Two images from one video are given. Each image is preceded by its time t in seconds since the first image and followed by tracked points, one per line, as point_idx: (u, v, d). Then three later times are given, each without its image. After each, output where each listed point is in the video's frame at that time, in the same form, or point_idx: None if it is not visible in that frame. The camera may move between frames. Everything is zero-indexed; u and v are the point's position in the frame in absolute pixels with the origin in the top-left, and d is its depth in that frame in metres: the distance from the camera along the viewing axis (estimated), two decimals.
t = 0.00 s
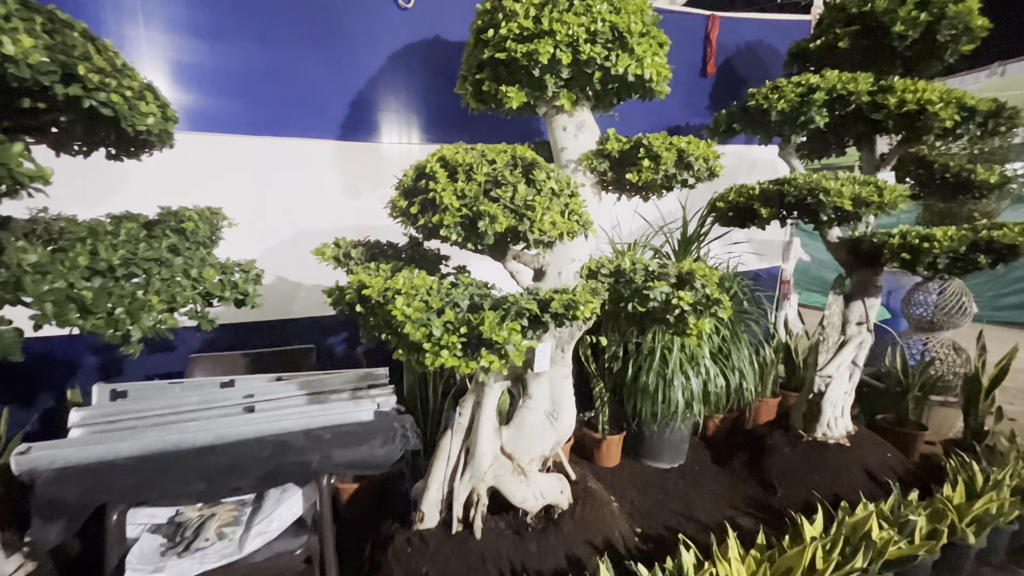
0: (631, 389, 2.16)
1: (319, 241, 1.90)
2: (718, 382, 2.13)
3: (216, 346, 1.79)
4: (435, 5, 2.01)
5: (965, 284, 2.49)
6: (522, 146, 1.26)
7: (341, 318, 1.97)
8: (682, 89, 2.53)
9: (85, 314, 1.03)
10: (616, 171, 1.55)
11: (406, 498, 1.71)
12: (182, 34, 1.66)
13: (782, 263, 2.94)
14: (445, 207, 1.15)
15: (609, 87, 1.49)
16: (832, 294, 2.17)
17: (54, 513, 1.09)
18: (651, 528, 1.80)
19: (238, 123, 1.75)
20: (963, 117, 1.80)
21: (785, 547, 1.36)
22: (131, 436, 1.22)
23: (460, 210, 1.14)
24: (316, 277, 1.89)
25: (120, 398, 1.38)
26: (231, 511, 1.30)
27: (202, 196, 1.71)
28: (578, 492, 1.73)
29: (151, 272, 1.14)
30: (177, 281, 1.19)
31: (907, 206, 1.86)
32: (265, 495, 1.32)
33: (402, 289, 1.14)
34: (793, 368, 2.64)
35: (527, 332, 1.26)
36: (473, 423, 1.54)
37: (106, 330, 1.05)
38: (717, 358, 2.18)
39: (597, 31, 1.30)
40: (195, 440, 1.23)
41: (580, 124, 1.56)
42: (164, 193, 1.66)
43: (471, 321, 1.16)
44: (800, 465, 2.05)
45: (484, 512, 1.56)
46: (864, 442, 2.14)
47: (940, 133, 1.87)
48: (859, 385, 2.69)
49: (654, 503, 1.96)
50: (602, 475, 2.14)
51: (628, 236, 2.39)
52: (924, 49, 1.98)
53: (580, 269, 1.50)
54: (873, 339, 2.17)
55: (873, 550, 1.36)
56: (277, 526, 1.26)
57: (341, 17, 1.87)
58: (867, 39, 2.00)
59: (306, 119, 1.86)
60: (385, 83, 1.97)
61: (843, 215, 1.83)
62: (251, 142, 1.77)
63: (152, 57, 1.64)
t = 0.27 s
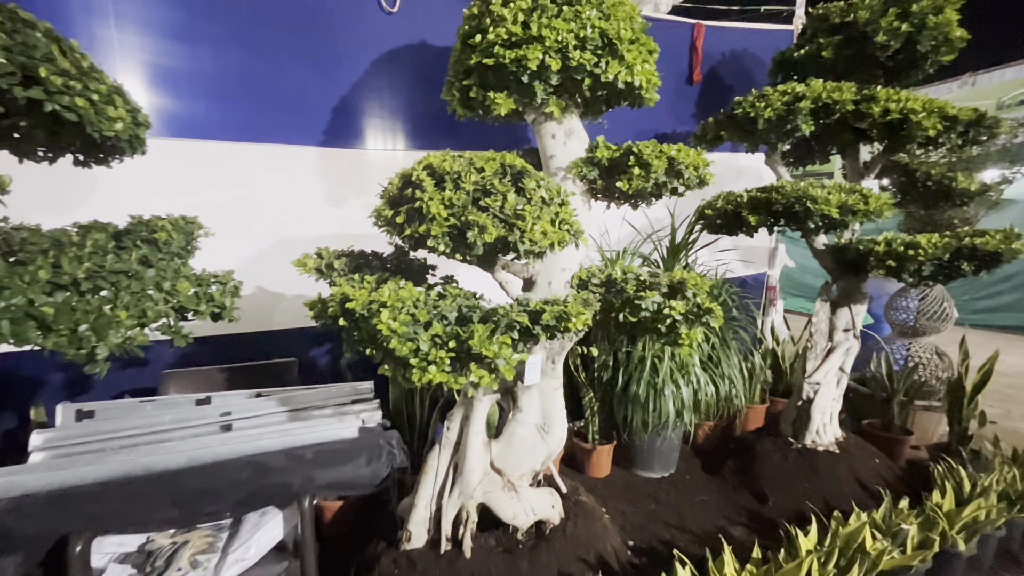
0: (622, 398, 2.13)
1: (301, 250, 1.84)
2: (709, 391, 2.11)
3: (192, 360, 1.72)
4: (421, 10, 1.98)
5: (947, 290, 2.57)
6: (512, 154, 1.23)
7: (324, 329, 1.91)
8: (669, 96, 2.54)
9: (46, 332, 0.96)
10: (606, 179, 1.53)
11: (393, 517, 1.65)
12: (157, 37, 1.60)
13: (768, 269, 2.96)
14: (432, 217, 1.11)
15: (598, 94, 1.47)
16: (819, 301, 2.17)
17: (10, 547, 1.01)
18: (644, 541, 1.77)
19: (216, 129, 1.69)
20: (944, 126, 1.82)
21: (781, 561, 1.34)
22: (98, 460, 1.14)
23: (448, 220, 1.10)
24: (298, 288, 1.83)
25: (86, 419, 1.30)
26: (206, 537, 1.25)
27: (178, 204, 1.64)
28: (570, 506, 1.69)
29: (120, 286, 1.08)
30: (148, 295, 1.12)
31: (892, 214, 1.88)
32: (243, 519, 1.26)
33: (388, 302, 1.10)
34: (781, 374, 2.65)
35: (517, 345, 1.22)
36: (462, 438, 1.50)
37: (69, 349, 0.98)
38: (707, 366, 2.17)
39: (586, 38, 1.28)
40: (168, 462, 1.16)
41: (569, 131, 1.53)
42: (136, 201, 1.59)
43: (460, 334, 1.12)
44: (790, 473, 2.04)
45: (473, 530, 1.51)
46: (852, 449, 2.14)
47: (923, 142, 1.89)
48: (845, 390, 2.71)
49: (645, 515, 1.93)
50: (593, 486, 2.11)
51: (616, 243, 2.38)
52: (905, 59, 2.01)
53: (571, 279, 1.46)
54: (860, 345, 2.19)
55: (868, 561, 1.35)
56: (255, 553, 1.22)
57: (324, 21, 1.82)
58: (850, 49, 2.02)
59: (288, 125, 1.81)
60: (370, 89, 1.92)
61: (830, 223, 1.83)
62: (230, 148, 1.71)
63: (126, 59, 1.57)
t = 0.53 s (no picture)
0: (604, 405, 2.11)
1: (271, 255, 1.77)
2: (691, 395, 2.11)
3: (155, 373, 1.63)
4: (397, 10, 1.93)
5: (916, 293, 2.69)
6: (491, 157, 1.19)
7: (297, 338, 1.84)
8: (648, 101, 2.55)
9: None
10: (587, 183, 1.50)
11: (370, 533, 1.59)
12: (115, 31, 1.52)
13: (746, 273, 2.99)
14: (408, 222, 1.06)
15: (577, 96, 1.45)
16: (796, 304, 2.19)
17: None
18: (627, 550, 1.75)
19: (180, 128, 1.61)
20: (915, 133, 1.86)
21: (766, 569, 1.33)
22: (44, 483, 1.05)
23: (424, 225, 1.05)
24: (269, 295, 1.76)
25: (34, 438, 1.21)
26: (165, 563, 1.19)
27: (138, 207, 1.56)
28: (553, 517, 1.66)
29: (69, 296, 1.00)
30: (101, 306, 1.05)
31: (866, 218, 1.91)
32: (207, 543, 1.20)
33: (362, 311, 1.05)
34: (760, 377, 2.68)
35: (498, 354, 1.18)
36: (442, 449, 1.45)
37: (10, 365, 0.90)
38: (688, 370, 2.17)
39: (566, 39, 1.25)
40: (123, 484, 1.08)
41: (550, 134, 1.51)
42: (92, 203, 1.50)
43: (438, 344, 1.07)
44: (771, 476, 2.05)
45: (454, 545, 1.46)
46: (830, 450, 2.17)
47: (895, 148, 1.93)
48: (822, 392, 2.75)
49: (629, 522, 1.91)
50: (575, 494, 2.08)
51: (598, 248, 2.37)
52: (876, 68, 2.05)
53: (552, 285, 1.43)
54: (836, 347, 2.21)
55: (850, 565, 1.35)
56: None
57: (296, 18, 1.76)
58: (824, 56, 2.06)
59: (258, 125, 1.74)
60: (345, 90, 1.87)
61: (807, 227, 1.85)
62: (195, 149, 1.63)
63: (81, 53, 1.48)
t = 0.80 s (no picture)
0: (583, 408, 2.09)
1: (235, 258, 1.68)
2: (671, 398, 2.10)
3: (110, 383, 1.54)
4: (370, 4, 1.87)
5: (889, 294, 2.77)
6: (463, 154, 1.15)
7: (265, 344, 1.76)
8: (627, 101, 2.53)
9: None
10: (564, 183, 1.47)
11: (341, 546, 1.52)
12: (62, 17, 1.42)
13: (725, 274, 3.00)
14: (375, 221, 1.01)
15: (554, 94, 1.41)
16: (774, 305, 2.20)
17: None
18: (607, 556, 1.72)
19: (136, 123, 1.52)
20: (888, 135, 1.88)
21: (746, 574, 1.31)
22: None
23: (391, 225, 1.00)
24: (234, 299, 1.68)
25: None
26: None
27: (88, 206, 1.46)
28: (531, 524, 1.62)
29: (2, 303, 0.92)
30: (41, 315, 0.96)
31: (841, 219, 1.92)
32: (161, 563, 1.11)
33: (326, 315, 0.99)
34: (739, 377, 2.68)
35: (471, 359, 1.14)
36: (415, 458, 1.40)
37: None
38: (667, 372, 2.15)
39: (541, 34, 1.22)
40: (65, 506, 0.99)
41: (525, 133, 1.48)
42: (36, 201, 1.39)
43: (406, 350, 1.03)
44: (751, 477, 2.04)
45: (428, 557, 1.41)
46: (808, 450, 2.18)
47: (868, 149, 1.94)
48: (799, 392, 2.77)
49: (609, 527, 1.89)
50: (555, 499, 2.05)
51: (577, 249, 2.34)
52: (849, 70, 2.07)
53: (528, 287, 1.39)
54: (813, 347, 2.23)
55: (828, 567, 1.34)
56: None
57: (262, 10, 1.68)
58: (799, 58, 2.07)
59: (221, 121, 1.65)
60: (321, 89, 1.81)
61: (784, 228, 1.85)
62: (152, 145, 1.54)
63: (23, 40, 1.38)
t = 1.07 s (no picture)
0: (560, 414, 2.05)
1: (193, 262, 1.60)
2: (648, 402, 2.07)
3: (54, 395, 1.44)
4: None
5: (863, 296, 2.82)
6: (426, 153, 1.10)
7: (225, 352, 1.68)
8: (604, 103, 2.51)
9: None
10: (536, 184, 1.43)
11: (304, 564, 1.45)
12: None
13: (704, 277, 2.99)
14: (329, 223, 0.96)
15: (524, 93, 1.38)
16: (751, 308, 2.19)
17: None
18: (583, 567, 1.68)
19: (83, 118, 1.42)
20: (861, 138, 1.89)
21: None
22: None
23: (347, 228, 0.95)
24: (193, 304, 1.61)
25: None
26: None
27: (29, 207, 1.35)
28: (504, 536, 1.57)
29: None
30: None
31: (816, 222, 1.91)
32: None
33: (277, 323, 0.93)
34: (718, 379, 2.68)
35: (434, 367, 1.09)
36: (381, 470, 1.34)
37: None
38: (645, 376, 2.13)
39: (509, 30, 1.18)
40: None
41: (496, 132, 1.43)
42: None
43: (364, 360, 0.97)
44: (729, 481, 2.03)
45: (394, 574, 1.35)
46: (785, 453, 2.17)
47: (842, 153, 1.95)
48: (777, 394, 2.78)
49: (586, 536, 1.85)
50: (532, 507, 2.01)
51: (554, 252, 2.31)
52: (823, 74, 2.08)
53: (499, 292, 1.35)
54: (790, 350, 2.22)
55: None
56: None
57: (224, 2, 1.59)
58: (774, 61, 2.07)
59: (178, 118, 1.56)
60: (300, 89, 1.75)
61: (760, 231, 1.83)
62: (101, 141, 1.44)
63: None
